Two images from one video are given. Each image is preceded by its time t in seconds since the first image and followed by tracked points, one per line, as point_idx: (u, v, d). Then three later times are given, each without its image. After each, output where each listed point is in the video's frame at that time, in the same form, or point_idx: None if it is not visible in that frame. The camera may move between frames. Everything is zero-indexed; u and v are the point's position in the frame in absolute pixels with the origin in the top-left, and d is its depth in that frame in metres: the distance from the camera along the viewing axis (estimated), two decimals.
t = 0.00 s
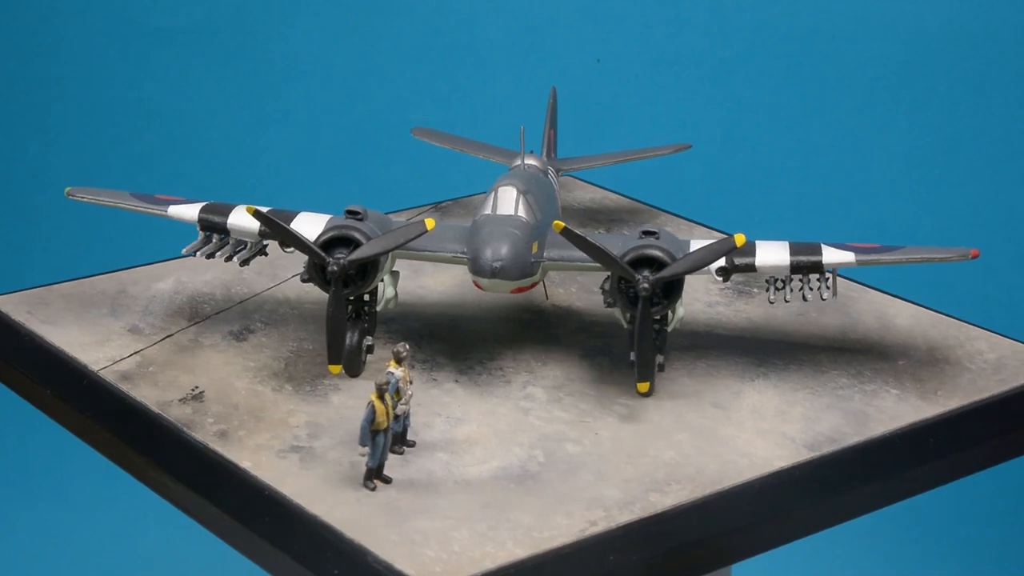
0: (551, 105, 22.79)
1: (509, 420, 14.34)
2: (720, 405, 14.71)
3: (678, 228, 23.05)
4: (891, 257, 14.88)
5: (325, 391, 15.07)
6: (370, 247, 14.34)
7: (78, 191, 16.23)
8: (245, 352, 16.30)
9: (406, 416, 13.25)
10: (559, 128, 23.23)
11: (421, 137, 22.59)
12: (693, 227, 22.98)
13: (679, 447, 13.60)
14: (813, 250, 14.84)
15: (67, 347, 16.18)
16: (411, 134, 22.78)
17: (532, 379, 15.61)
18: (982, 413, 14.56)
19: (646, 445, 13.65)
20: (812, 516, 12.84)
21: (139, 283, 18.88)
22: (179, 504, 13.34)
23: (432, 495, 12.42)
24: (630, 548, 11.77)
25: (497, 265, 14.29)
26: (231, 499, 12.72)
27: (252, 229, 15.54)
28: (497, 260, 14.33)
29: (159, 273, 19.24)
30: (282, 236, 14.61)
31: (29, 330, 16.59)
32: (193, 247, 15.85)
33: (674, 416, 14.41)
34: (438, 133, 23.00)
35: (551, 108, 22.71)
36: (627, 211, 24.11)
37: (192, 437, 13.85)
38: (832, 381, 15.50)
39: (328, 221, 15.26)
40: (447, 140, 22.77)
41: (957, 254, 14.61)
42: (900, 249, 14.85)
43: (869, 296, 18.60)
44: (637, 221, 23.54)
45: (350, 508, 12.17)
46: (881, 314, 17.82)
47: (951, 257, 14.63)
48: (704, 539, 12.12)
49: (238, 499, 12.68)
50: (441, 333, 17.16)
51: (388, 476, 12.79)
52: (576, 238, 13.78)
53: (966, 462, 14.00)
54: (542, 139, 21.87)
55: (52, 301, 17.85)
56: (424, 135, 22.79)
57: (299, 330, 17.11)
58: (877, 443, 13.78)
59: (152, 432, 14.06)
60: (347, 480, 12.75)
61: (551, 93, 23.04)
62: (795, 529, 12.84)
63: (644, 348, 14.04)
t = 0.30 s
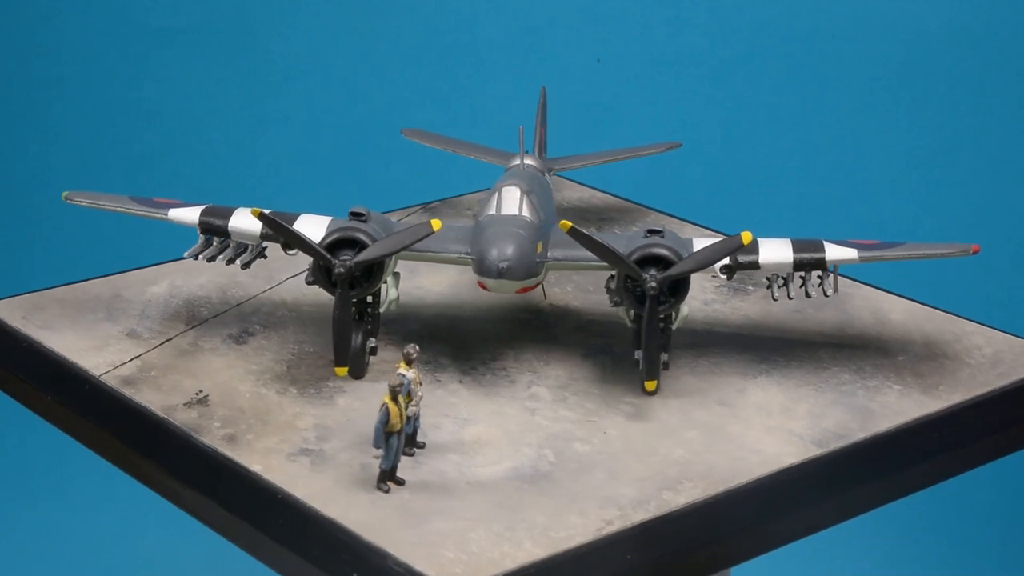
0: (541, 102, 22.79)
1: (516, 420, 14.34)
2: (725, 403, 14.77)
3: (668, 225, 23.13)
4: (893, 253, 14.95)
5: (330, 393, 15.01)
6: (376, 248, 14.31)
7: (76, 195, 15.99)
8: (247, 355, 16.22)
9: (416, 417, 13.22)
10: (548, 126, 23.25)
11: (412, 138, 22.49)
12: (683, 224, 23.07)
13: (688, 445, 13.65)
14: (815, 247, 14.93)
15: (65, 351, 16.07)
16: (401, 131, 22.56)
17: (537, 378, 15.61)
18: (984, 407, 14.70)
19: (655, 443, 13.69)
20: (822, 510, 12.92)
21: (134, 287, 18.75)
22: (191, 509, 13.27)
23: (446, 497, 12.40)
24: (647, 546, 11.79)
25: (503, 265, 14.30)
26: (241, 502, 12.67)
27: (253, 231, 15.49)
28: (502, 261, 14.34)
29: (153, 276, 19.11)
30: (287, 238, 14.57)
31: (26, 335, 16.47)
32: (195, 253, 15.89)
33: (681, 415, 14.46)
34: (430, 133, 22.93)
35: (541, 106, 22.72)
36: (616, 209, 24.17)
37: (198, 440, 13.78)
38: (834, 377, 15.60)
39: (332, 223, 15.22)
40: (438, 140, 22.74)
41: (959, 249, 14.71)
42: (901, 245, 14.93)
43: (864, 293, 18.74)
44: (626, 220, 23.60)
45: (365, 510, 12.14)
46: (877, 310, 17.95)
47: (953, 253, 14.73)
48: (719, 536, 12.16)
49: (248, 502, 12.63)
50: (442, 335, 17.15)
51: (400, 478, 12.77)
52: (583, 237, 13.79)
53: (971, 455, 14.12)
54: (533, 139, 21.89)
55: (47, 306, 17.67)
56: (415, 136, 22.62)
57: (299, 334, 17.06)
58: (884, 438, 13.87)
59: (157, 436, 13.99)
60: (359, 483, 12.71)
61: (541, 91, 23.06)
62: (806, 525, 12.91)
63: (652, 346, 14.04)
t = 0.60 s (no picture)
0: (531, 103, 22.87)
1: (524, 420, 14.35)
2: (730, 400, 14.84)
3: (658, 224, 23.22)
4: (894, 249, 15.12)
5: (335, 395, 14.98)
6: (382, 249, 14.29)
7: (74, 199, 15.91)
8: (248, 358, 16.15)
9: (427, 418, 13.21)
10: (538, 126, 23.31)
11: (403, 139, 22.56)
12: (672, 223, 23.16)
13: (697, 442, 13.70)
14: (817, 244, 15.06)
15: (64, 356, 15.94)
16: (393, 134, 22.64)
17: (540, 378, 15.64)
18: (986, 401, 14.84)
19: (665, 441, 13.74)
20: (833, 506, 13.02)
21: (128, 291, 18.63)
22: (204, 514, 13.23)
23: (461, 497, 12.40)
24: (664, 543, 11.83)
25: (510, 265, 14.32)
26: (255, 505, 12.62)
27: (254, 233, 15.43)
28: (509, 261, 14.36)
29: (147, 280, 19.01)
30: (291, 240, 14.53)
31: (22, 339, 16.31)
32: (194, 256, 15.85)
33: (687, 412, 14.51)
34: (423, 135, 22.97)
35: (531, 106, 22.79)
36: (605, 208, 24.23)
37: (207, 443, 13.71)
38: (835, 373, 15.71)
39: (335, 225, 15.19)
40: (431, 141, 22.78)
41: (959, 245, 14.91)
42: (901, 242, 15.11)
43: (858, 289, 18.89)
44: (616, 218, 23.67)
45: (381, 512, 12.12)
46: (872, 307, 18.10)
47: (953, 248, 14.92)
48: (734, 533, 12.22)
49: (262, 505, 12.59)
50: (442, 335, 17.14)
51: (413, 479, 12.76)
52: (590, 237, 13.83)
53: (975, 449, 14.26)
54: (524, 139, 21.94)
55: (43, 311, 17.53)
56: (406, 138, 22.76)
57: (299, 336, 17.01)
58: (890, 433, 13.99)
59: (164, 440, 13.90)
60: (372, 485, 12.69)
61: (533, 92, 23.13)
62: (817, 520, 12.99)
63: (659, 345, 14.10)
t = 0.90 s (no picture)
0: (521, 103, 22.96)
1: (531, 420, 14.38)
2: (735, 398, 14.92)
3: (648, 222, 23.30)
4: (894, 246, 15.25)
5: (340, 397, 14.94)
6: (387, 250, 14.27)
7: (73, 203, 15.82)
8: (250, 361, 16.09)
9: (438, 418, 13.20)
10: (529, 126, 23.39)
11: (394, 141, 22.60)
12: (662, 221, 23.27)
13: (706, 440, 13.76)
14: (820, 241, 15.19)
15: (63, 362, 15.82)
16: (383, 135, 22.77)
17: (544, 378, 15.66)
18: (987, 395, 14.99)
19: (673, 439, 13.79)
20: (843, 501, 13.13)
21: (123, 295, 18.52)
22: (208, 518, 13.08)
23: (475, 499, 12.41)
24: (680, 542, 11.87)
25: (516, 265, 14.32)
26: (267, 506, 12.56)
27: (256, 235, 15.37)
28: (514, 261, 14.35)
29: (142, 284, 18.91)
30: (295, 242, 14.49)
31: (22, 346, 16.19)
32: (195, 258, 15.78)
33: (693, 410, 14.58)
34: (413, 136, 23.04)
35: (521, 107, 22.90)
36: (594, 206, 24.30)
37: (216, 448, 13.65)
38: (837, 370, 15.82)
39: (338, 227, 15.16)
40: (422, 142, 22.83)
41: (959, 241, 15.05)
42: (901, 238, 15.24)
43: (852, 287, 19.03)
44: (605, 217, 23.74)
45: (397, 515, 12.11)
46: (867, 304, 18.25)
47: (953, 244, 15.06)
48: (748, 530, 12.28)
49: (274, 506, 12.53)
50: (442, 336, 17.15)
51: (426, 481, 12.76)
52: (597, 236, 13.86)
53: (980, 442, 14.38)
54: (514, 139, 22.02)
55: (39, 316, 17.39)
56: (396, 137, 22.82)
57: (299, 339, 16.96)
58: (895, 428, 14.10)
59: (173, 445, 13.83)
60: (385, 487, 12.68)
61: (521, 92, 23.22)
62: (828, 517, 13.06)
63: (667, 343, 14.15)
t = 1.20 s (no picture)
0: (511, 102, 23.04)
1: (538, 420, 14.40)
2: (739, 396, 15.00)
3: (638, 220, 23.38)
4: (894, 242, 15.36)
5: (346, 399, 14.91)
6: (394, 252, 14.26)
7: (72, 207, 15.74)
8: (252, 365, 16.03)
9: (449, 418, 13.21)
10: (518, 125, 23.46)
11: (385, 141, 22.61)
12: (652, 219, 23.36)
13: (714, 437, 13.84)
14: (822, 239, 15.30)
15: (64, 367, 15.71)
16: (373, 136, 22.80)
17: (548, 378, 15.68)
18: (987, 389, 15.13)
19: (682, 437, 13.86)
20: (853, 496, 13.24)
21: (119, 300, 18.40)
22: (219, 521, 12.99)
23: (490, 499, 12.42)
24: (696, 539, 11.93)
25: (522, 265, 14.35)
26: (281, 508, 12.52)
27: (258, 238, 15.32)
28: (521, 261, 14.39)
29: (137, 288, 18.80)
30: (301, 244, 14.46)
31: (21, 352, 16.07)
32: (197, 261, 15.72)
33: (699, 408, 14.65)
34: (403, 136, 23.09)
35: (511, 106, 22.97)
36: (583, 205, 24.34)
37: (225, 451, 13.59)
38: (838, 366, 15.93)
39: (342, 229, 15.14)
40: (412, 143, 22.86)
41: (959, 236, 15.17)
42: (901, 235, 15.36)
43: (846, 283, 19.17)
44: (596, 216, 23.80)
45: (412, 517, 12.11)
46: (863, 300, 18.39)
47: (953, 239, 15.17)
48: (762, 526, 12.36)
49: (288, 509, 12.49)
50: (442, 337, 17.15)
51: (440, 482, 12.77)
52: (604, 235, 13.91)
53: (983, 436, 14.52)
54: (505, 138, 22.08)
55: (36, 321, 17.26)
56: (387, 138, 22.79)
57: (299, 342, 16.92)
58: (901, 423, 14.22)
59: (181, 449, 13.76)
60: (398, 489, 12.68)
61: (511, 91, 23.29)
62: (838, 512, 13.15)
63: (673, 342, 14.21)
